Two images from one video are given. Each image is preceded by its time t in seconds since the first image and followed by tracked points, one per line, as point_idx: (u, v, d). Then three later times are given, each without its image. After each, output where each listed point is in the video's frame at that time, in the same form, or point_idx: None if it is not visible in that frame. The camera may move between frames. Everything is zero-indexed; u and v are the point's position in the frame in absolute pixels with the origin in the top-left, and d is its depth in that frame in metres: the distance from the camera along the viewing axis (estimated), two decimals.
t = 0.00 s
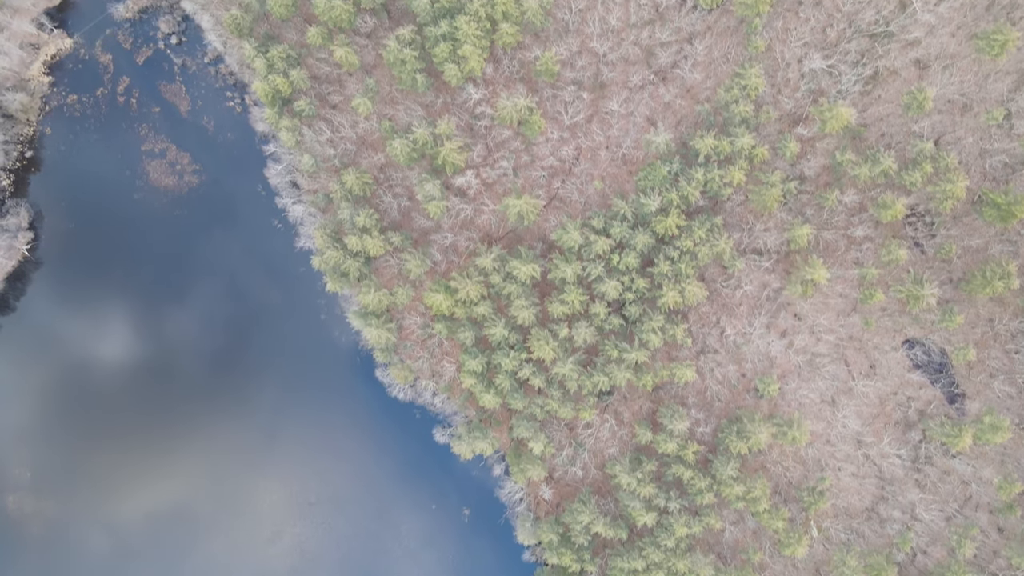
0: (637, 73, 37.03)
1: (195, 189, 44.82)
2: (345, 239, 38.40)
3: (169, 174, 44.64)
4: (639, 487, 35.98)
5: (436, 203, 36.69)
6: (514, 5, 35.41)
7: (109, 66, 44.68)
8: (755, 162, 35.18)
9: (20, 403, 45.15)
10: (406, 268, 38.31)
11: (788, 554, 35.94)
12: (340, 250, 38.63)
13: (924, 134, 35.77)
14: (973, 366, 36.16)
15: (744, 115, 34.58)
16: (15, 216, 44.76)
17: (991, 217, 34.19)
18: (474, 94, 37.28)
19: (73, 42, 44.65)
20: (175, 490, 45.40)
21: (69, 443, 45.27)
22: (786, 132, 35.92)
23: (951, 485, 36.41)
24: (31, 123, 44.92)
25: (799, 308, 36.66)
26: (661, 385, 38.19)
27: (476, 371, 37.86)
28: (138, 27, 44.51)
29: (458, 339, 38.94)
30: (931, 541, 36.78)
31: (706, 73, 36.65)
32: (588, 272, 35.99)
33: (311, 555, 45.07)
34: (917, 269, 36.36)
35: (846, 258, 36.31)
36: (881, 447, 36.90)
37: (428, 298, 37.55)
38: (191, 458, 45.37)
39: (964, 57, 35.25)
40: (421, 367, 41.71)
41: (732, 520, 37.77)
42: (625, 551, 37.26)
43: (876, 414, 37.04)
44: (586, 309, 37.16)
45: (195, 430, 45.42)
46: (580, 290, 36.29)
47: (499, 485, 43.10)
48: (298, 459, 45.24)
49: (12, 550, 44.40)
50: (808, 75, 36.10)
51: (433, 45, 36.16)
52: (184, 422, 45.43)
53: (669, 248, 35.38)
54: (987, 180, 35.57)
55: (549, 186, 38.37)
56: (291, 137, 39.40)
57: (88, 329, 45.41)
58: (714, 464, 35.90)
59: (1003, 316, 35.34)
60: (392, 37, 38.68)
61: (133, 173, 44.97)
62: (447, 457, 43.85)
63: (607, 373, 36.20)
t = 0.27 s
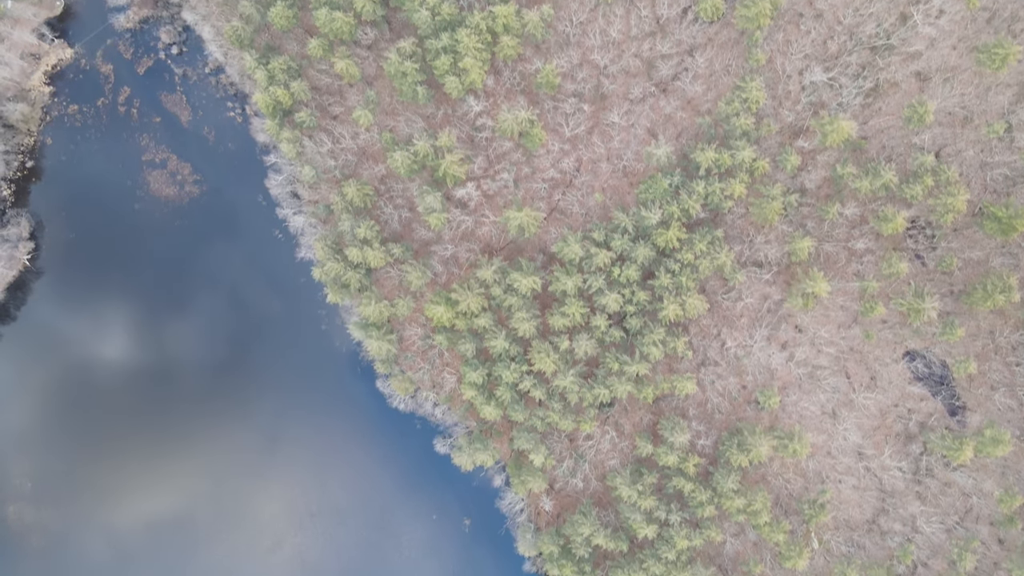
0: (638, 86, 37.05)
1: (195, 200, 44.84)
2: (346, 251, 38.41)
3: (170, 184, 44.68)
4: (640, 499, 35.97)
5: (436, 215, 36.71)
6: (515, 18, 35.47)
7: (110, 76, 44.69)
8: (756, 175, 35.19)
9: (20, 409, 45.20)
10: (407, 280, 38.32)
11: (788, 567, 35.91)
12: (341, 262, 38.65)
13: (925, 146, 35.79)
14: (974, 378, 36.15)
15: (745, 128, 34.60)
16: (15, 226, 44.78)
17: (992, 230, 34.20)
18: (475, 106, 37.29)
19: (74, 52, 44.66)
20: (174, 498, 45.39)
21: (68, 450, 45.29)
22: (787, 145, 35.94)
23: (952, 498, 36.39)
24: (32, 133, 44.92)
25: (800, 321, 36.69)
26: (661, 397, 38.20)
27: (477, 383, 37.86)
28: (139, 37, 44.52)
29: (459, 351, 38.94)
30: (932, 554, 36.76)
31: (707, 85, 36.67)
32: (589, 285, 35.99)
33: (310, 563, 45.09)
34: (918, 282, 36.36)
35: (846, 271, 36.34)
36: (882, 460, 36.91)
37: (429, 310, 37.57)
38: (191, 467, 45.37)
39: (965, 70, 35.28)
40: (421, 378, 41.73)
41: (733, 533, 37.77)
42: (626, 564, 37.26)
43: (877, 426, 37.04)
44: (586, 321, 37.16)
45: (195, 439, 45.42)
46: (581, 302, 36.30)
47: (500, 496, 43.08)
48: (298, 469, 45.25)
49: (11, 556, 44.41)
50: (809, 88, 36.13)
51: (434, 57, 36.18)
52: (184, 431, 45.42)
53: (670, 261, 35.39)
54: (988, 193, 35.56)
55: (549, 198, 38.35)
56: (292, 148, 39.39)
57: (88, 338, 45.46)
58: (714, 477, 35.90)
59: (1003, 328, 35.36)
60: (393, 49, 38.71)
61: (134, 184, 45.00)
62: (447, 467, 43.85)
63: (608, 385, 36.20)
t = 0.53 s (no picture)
0: (639, 100, 37.05)
1: (196, 212, 44.86)
2: (347, 265, 38.41)
3: (171, 197, 44.70)
4: (641, 514, 35.91)
5: (437, 229, 36.71)
6: (516, 33, 35.52)
7: (111, 88, 44.71)
8: (757, 191, 35.19)
9: (20, 416, 45.24)
10: (408, 294, 38.32)
11: None
12: (342, 276, 38.66)
13: (926, 161, 35.81)
14: (975, 393, 36.14)
15: (746, 144, 34.61)
16: (16, 238, 44.77)
17: (993, 246, 34.22)
18: (476, 120, 37.29)
19: (75, 64, 44.69)
20: (174, 507, 45.34)
21: (68, 457, 45.28)
22: (788, 160, 35.96)
23: (954, 512, 36.37)
24: (33, 144, 44.94)
25: (801, 336, 36.71)
26: (662, 411, 38.20)
27: (478, 397, 37.84)
28: (140, 49, 44.55)
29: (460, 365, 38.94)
30: (933, 569, 36.73)
31: (708, 100, 36.68)
32: (590, 300, 36.01)
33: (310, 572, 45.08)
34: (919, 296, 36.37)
35: (847, 286, 36.34)
36: (883, 475, 36.90)
37: (430, 324, 37.56)
38: (191, 476, 45.36)
39: (966, 85, 35.27)
40: (422, 390, 41.75)
41: (734, 547, 37.73)
42: None
43: (878, 441, 37.03)
44: (587, 335, 37.16)
45: (194, 449, 45.37)
46: (582, 317, 36.29)
47: (501, 509, 43.06)
48: (298, 480, 45.23)
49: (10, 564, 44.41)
50: (809, 102, 36.12)
51: (435, 72, 36.19)
52: (183, 441, 45.39)
53: (671, 276, 35.39)
54: (989, 207, 35.55)
55: (550, 212, 38.34)
56: (293, 162, 39.39)
57: (88, 346, 45.47)
58: (715, 492, 35.87)
59: (1004, 343, 35.38)
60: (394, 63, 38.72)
61: (135, 196, 45.02)
62: (448, 480, 43.85)
63: (609, 400, 36.19)
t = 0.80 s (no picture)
0: (639, 112, 37.07)
1: (197, 222, 44.87)
2: (348, 276, 38.41)
3: (172, 207, 44.71)
4: (642, 527, 35.83)
5: (438, 241, 36.70)
6: (517, 45, 35.57)
7: (112, 98, 44.72)
8: (758, 204, 35.20)
9: (21, 420, 45.33)
10: (409, 305, 38.32)
11: None
12: (343, 287, 38.66)
13: (926, 174, 35.84)
14: (976, 406, 36.14)
15: (747, 156, 34.61)
16: (17, 247, 44.76)
17: (994, 259, 34.24)
18: (476, 132, 37.31)
19: (76, 74, 44.66)
20: (173, 513, 45.31)
21: (68, 461, 45.31)
22: (788, 173, 35.99)
23: (955, 525, 36.33)
24: (34, 154, 44.94)
25: (801, 348, 36.72)
26: (663, 423, 38.21)
27: (478, 409, 37.82)
28: (141, 59, 44.55)
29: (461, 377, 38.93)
30: None
31: (708, 113, 36.71)
32: (591, 312, 36.01)
33: None
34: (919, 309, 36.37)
35: (848, 298, 36.36)
36: (884, 487, 36.88)
37: (431, 336, 37.56)
38: (191, 482, 45.34)
39: (967, 98, 35.30)
40: (423, 401, 41.76)
41: (735, 559, 37.68)
42: None
43: (879, 453, 37.04)
44: (588, 347, 37.16)
45: (194, 454, 45.36)
46: (583, 329, 36.30)
47: (501, 520, 43.04)
48: (298, 488, 45.21)
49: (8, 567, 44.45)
50: (810, 115, 36.12)
51: (436, 84, 36.21)
52: (183, 447, 45.39)
53: (672, 289, 35.40)
54: (990, 220, 35.55)
55: (551, 224, 38.33)
56: (294, 173, 39.39)
57: (88, 351, 45.49)
58: (716, 504, 35.81)
59: (1005, 356, 35.41)
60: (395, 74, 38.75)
61: (136, 206, 45.03)
62: (448, 490, 43.85)
63: (610, 413, 36.19)
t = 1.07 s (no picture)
0: (640, 124, 37.09)
1: (197, 232, 44.87)
2: (349, 288, 38.40)
3: (172, 217, 44.74)
4: (643, 540, 35.74)
5: (439, 253, 36.69)
6: (518, 58, 35.60)
7: (113, 108, 44.71)
8: (758, 217, 35.19)
9: (22, 423, 45.40)
10: (410, 317, 38.33)
11: None
12: (344, 299, 38.66)
13: (927, 186, 35.81)
14: (977, 418, 36.12)
15: (748, 170, 34.58)
16: (18, 258, 44.74)
17: (995, 272, 34.21)
18: (477, 144, 37.32)
19: (77, 84, 44.70)
20: (173, 519, 45.33)
21: (69, 461, 45.40)
22: (789, 186, 36.01)
23: (956, 538, 36.29)
24: (35, 164, 44.94)
25: (802, 361, 36.77)
26: (664, 435, 38.22)
27: (479, 421, 37.82)
28: (141, 69, 44.54)
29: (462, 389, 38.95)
30: None
31: (709, 126, 36.72)
32: (591, 324, 36.01)
33: None
34: (920, 321, 36.35)
35: (849, 311, 36.38)
36: (884, 500, 36.87)
37: (432, 348, 37.56)
38: (191, 488, 45.35)
39: (968, 111, 35.28)
40: (424, 413, 41.79)
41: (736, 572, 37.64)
42: None
43: (879, 466, 37.08)
44: (589, 360, 37.15)
45: (195, 461, 45.37)
46: (584, 342, 36.31)
47: (502, 531, 43.05)
48: (299, 497, 45.21)
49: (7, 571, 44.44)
50: (811, 128, 36.11)
51: (436, 97, 36.22)
52: (184, 453, 45.41)
53: (672, 302, 35.41)
54: (991, 233, 35.51)
55: (552, 236, 38.30)
56: (295, 184, 39.43)
57: (89, 356, 45.55)
58: (718, 517, 35.73)
59: (1006, 369, 35.43)
60: (396, 86, 38.76)
61: (137, 216, 45.05)
62: (449, 500, 43.87)
63: (611, 425, 36.17)
